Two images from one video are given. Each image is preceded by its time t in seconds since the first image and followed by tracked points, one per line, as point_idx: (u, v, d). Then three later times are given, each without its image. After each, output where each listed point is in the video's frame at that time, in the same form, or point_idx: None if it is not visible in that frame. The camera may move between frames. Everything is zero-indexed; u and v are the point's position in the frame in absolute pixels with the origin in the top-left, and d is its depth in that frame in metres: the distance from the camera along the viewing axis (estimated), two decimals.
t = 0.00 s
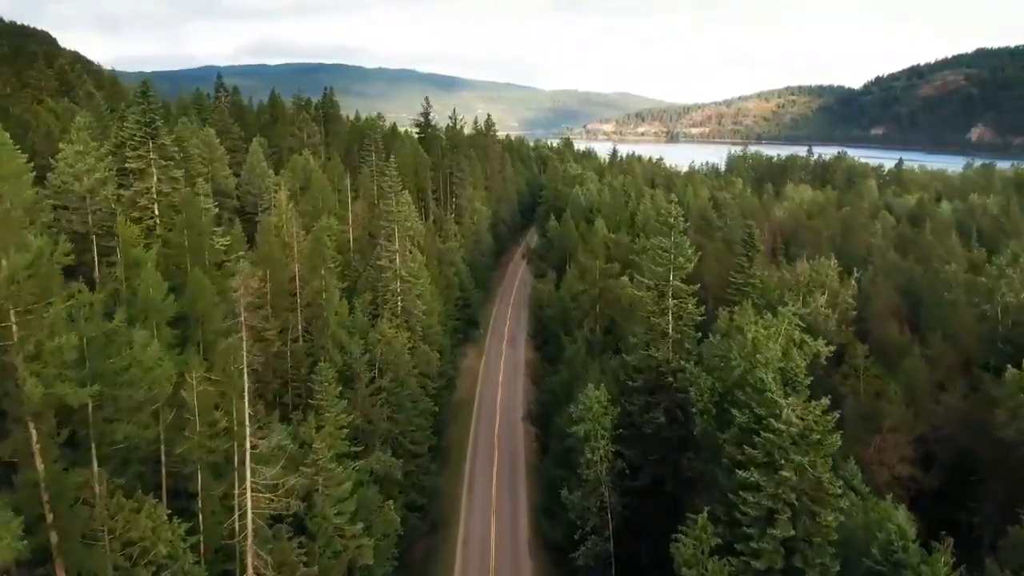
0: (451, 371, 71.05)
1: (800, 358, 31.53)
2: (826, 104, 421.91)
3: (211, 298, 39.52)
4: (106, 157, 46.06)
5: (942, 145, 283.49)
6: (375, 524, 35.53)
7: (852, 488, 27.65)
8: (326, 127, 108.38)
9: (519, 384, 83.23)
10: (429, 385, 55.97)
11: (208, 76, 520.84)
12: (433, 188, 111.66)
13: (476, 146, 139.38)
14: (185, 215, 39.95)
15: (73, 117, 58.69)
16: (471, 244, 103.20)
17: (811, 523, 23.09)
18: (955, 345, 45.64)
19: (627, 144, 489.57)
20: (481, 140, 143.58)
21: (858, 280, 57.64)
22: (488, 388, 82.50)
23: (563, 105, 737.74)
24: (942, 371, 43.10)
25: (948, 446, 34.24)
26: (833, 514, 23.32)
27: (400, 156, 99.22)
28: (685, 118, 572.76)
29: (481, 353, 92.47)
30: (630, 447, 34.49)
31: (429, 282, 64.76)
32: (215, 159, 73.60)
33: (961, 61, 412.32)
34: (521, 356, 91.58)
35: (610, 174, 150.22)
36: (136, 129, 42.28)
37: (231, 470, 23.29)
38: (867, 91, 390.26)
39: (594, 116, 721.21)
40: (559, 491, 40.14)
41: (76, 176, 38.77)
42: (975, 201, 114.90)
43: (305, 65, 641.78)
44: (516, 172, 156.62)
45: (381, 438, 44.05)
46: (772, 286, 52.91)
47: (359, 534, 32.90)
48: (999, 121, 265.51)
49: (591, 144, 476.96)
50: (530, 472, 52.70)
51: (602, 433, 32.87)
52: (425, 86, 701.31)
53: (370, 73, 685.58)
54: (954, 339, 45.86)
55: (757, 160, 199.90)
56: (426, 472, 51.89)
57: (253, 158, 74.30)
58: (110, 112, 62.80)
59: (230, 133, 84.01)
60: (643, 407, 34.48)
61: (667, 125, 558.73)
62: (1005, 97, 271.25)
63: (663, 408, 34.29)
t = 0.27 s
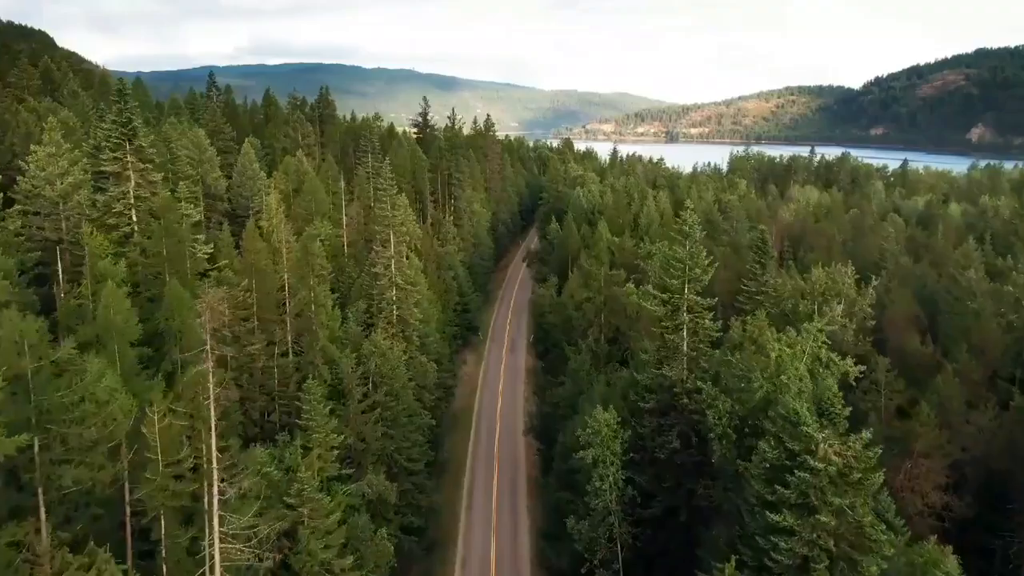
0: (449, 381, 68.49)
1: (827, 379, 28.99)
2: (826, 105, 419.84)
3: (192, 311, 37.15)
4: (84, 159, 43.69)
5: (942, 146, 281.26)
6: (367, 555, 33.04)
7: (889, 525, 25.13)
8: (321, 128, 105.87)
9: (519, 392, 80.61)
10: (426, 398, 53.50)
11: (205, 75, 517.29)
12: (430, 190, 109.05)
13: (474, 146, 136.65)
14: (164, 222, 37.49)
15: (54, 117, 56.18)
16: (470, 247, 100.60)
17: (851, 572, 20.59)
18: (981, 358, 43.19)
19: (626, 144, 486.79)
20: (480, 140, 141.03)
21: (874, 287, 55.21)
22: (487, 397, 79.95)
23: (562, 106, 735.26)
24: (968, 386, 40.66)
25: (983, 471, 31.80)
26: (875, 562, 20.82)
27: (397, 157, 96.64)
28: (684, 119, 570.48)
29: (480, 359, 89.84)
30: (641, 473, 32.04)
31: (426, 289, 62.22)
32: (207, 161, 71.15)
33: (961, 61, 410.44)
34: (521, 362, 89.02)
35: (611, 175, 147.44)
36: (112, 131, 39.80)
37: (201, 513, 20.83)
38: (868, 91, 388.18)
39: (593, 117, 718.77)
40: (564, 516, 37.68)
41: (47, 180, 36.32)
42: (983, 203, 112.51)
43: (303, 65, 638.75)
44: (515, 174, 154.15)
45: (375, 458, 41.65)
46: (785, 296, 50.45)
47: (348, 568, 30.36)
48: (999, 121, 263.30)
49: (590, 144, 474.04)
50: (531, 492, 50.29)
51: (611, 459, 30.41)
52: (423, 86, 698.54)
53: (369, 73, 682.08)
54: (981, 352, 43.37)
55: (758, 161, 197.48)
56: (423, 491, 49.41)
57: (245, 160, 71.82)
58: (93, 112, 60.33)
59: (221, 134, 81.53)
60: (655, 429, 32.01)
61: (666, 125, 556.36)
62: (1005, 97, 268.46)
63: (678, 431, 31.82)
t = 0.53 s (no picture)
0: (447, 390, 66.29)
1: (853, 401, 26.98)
2: (826, 105, 417.90)
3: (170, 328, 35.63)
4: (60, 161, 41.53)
5: (943, 146, 279.26)
6: None
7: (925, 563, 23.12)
8: (317, 128, 103.73)
9: (520, 400, 78.38)
10: (424, 410, 51.45)
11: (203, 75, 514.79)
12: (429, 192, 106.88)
13: (473, 146, 134.41)
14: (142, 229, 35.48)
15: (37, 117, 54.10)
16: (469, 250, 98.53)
17: None
18: (1006, 370, 41.12)
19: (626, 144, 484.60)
20: (480, 141, 138.88)
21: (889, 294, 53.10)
22: (487, 404, 77.73)
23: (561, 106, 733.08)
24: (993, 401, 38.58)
25: (1017, 496, 29.75)
26: None
27: (394, 158, 94.52)
28: (684, 119, 568.42)
29: (479, 365, 87.66)
30: (652, 498, 29.97)
31: (423, 295, 60.13)
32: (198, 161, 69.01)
33: (961, 61, 408.28)
34: (522, 367, 86.83)
35: (612, 176, 145.16)
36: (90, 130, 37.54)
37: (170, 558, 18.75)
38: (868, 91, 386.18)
39: (592, 117, 716.58)
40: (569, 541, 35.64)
41: (20, 184, 34.28)
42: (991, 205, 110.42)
43: (301, 65, 636.48)
44: (515, 174, 151.97)
45: (368, 476, 39.57)
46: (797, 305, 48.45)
47: None
48: (1000, 121, 260.82)
49: (590, 144, 471.74)
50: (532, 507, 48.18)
51: (621, 485, 28.41)
52: (422, 86, 696.24)
53: (368, 72, 679.25)
54: (1006, 363, 41.22)
55: (760, 161, 195.32)
56: (420, 507, 47.35)
57: (237, 161, 69.68)
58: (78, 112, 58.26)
59: (213, 134, 79.37)
60: (668, 452, 29.96)
61: (666, 125, 554.21)
62: (1005, 97, 266.18)
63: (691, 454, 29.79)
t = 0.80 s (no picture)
0: (445, 399, 64.07)
1: (885, 427, 24.91)
2: (826, 104, 415.98)
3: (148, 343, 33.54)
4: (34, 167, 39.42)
5: (943, 146, 277.19)
6: None
7: None
8: (313, 128, 101.53)
9: (520, 408, 76.18)
10: (421, 423, 49.29)
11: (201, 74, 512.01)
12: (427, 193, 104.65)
13: (472, 146, 132.14)
14: (118, 238, 33.33)
15: (18, 118, 51.90)
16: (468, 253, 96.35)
17: None
18: None
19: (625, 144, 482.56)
20: (479, 141, 136.71)
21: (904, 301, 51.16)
22: (486, 412, 75.48)
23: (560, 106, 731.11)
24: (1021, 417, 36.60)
25: None
26: None
27: (392, 159, 92.28)
28: (684, 119, 566.35)
29: (479, 371, 85.47)
30: (666, 529, 28.00)
31: (420, 303, 57.93)
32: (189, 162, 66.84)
33: (961, 61, 406.22)
34: (522, 374, 84.59)
35: (613, 176, 142.96)
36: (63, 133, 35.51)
37: None
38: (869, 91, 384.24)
39: (591, 117, 714.52)
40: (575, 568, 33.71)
41: None
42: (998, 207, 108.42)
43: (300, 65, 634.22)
44: (515, 175, 149.79)
45: (361, 497, 37.60)
46: (811, 314, 46.39)
47: None
48: (999, 121, 258.00)
49: (589, 143, 469.59)
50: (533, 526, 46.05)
51: (634, 517, 26.44)
52: (421, 86, 694.17)
53: (367, 72, 676.55)
54: None
55: (761, 162, 193.27)
56: (417, 527, 45.27)
57: (229, 163, 67.52)
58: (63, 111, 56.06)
59: (206, 135, 77.13)
60: (683, 478, 27.94)
61: (665, 125, 552.21)
62: (1005, 96, 263.67)
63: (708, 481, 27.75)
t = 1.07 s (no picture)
0: (444, 410, 61.52)
1: (931, 461, 22.45)
2: (827, 104, 413.35)
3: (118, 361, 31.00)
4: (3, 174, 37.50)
5: (944, 146, 274.45)
6: None
7: None
8: (308, 128, 98.96)
9: (522, 417, 73.62)
10: (417, 440, 46.79)
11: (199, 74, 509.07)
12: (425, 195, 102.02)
13: (471, 147, 129.45)
14: (85, 247, 30.93)
15: None
16: (467, 257, 93.75)
17: None
18: None
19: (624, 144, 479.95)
20: (478, 141, 134.17)
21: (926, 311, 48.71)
22: (486, 421, 72.91)
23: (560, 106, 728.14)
24: None
25: None
26: None
27: (388, 160, 89.63)
28: (684, 119, 563.91)
29: (478, 378, 82.90)
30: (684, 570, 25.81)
31: (416, 312, 55.30)
32: (177, 164, 64.30)
33: (961, 62, 403.29)
34: (523, 381, 82.03)
35: (614, 178, 140.33)
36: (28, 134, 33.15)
37: None
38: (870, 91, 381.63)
39: (591, 117, 711.79)
40: None
41: None
42: (1009, 210, 105.90)
43: (298, 64, 631.37)
44: (516, 176, 147.19)
45: (351, 526, 35.36)
46: (830, 325, 44.01)
47: None
48: (999, 121, 253.00)
49: (588, 144, 467.01)
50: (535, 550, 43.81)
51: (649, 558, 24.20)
52: (420, 85, 691.22)
53: (366, 72, 673.57)
54: None
55: (765, 162, 190.78)
56: (413, 551, 42.99)
57: (219, 164, 65.05)
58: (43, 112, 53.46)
59: (196, 135, 74.52)
60: (702, 513, 25.65)
61: (665, 125, 549.41)
62: (1005, 97, 259.33)
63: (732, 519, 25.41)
